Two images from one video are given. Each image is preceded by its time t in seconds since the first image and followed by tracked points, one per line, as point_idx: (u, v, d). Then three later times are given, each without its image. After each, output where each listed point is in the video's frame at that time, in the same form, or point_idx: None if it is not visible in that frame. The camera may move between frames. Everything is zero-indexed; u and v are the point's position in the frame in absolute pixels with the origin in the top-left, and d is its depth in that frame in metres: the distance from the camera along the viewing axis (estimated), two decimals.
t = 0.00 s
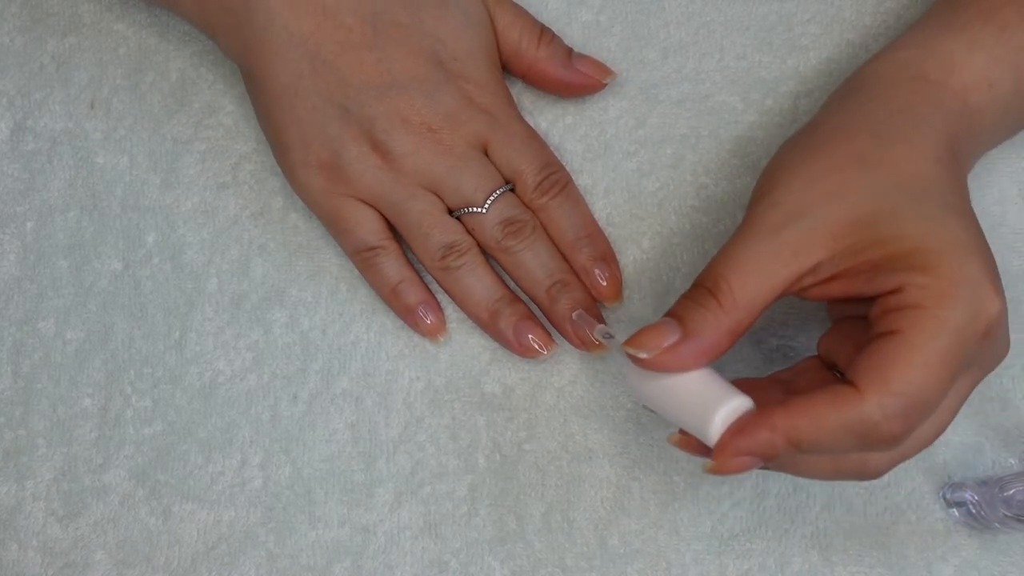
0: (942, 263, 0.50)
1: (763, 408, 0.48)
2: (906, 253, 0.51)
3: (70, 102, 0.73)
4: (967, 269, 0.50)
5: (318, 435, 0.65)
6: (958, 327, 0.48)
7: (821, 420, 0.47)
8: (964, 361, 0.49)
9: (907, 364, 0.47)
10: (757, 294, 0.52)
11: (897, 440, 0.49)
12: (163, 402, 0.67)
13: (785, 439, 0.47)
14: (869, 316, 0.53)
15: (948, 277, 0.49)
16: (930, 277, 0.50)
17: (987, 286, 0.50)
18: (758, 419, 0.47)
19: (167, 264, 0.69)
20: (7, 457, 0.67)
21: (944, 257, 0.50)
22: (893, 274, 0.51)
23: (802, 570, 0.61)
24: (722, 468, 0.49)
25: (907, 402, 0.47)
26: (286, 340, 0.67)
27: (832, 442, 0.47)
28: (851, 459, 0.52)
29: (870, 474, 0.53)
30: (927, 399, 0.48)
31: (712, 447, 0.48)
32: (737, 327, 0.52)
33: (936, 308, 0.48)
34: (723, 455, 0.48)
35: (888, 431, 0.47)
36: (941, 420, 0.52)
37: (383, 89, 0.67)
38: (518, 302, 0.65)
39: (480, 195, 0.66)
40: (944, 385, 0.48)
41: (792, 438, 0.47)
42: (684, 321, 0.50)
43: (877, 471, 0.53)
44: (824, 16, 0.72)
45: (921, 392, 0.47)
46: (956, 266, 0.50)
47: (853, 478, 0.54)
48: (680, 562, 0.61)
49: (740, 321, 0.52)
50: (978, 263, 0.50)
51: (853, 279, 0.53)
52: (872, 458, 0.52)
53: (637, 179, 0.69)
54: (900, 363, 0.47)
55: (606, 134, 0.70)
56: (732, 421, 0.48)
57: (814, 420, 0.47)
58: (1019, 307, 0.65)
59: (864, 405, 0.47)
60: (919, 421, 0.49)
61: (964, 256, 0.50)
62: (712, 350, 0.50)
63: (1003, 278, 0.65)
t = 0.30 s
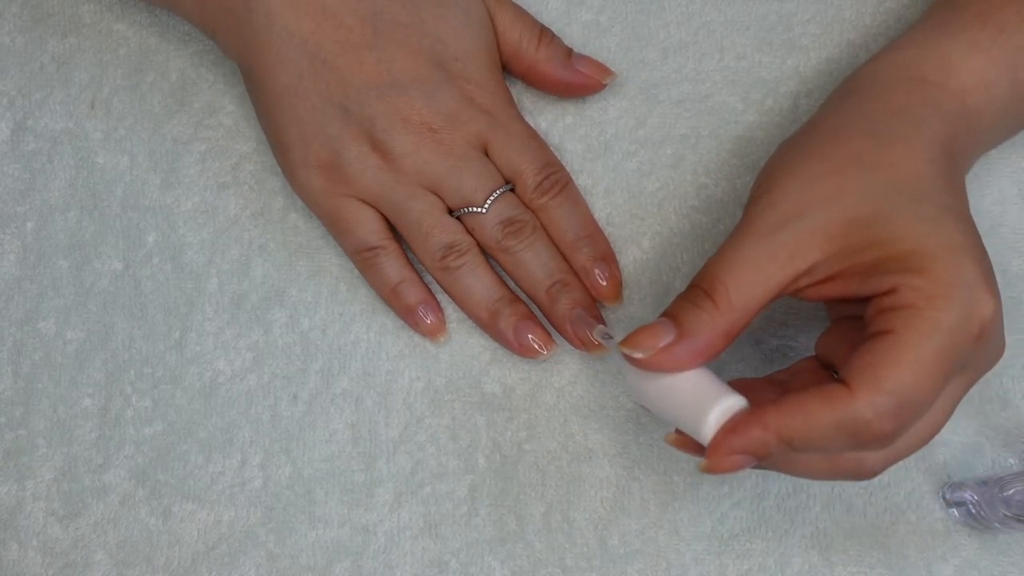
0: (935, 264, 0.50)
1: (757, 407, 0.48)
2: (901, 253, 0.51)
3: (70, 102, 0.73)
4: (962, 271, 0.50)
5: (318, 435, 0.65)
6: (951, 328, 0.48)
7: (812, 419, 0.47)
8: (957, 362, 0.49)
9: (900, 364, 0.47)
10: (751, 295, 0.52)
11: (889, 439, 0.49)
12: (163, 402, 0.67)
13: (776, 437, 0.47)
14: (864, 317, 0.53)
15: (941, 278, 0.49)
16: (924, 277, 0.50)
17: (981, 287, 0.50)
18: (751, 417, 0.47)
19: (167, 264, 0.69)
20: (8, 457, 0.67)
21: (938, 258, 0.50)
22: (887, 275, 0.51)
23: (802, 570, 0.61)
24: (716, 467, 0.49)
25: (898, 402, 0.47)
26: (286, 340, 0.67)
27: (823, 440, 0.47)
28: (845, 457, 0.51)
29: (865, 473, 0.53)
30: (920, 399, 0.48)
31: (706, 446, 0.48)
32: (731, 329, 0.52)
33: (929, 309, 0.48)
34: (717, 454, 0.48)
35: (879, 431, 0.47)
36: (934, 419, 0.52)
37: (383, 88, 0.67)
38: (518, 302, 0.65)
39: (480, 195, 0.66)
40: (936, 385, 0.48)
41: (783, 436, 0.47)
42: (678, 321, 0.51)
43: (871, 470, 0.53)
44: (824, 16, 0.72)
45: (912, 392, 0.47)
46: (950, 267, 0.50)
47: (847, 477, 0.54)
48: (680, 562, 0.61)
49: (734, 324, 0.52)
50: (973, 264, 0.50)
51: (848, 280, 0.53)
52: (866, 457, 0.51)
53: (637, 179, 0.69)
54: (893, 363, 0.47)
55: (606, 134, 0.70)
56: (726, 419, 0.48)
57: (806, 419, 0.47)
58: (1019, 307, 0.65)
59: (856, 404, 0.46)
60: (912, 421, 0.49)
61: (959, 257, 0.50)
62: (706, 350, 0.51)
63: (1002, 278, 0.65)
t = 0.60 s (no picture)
0: (945, 271, 0.50)
1: (770, 419, 0.48)
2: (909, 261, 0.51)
3: (70, 102, 0.73)
4: (971, 278, 0.50)
5: (318, 435, 0.65)
6: (963, 336, 0.48)
7: (827, 430, 0.47)
8: (970, 369, 0.49)
9: (913, 373, 0.47)
10: (761, 306, 0.52)
11: (905, 449, 0.49)
12: (163, 402, 0.67)
13: (791, 449, 0.47)
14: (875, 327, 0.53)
15: (951, 285, 0.49)
16: (933, 285, 0.50)
17: (991, 293, 0.50)
18: (765, 430, 0.47)
19: (167, 264, 0.69)
20: (8, 457, 0.67)
21: (947, 265, 0.50)
22: (897, 284, 0.51)
23: (802, 570, 0.61)
24: (732, 479, 0.48)
25: (912, 411, 0.47)
26: (286, 340, 0.67)
27: (839, 451, 0.47)
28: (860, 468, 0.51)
29: (880, 483, 0.53)
30: (934, 408, 0.48)
31: (722, 459, 0.48)
32: (743, 341, 0.52)
33: (940, 317, 0.48)
34: (733, 467, 0.47)
35: (894, 441, 0.47)
36: (949, 427, 0.52)
37: (383, 89, 0.67)
38: (518, 302, 0.65)
39: (480, 194, 0.66)
40: (949, 394, 0.48)
41: (799, 448, 0.47)
42: (690, 334, 0.50)
43: (886, 480, 0.53)
44: (824, 16, 0.72)
45: (925, 401, 0.47)
46: (960, 274, 0.50)
47: (863, 487, 0.53)
48: (680, 562, 0.61)
49: (746, 335, 0.52)
50: (983, 271, 0.50)
51: (858, 290, 0.54)
52: (882, 467, 0.51)
53: (637, 179, 0.69)
54: (906, 372, 0.47)
55: (606, 134, 0.70)
56: (740, 431, 0.47)
57: (821, 429, 0.47)
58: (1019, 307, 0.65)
59: (869, 414, 0.47)
60: (927, 429, 0.49)
61: (967, 264, 0.51)
62: (719, 363, 0.50)
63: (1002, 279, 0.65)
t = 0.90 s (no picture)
0: (985, 294, 0.50)
1: (819, 453, 0.48)
2: (944, 285, 0.51)
3: (70, 102, 0.73)
4: (1010, 299, 0.50)
5: (318, 435, 0.65)
6: (1008, 361, 0.49)
7: (881, 464, 0.47)
8: (1017, 391, 0.49)
9: (961, 403, 0.47)
10: (797, 333, 0.52)
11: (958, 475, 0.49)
12: (163, 402, 0.67)
13: (845, 483, 0.48)
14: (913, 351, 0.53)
15: (991, 309, 0.50)
16: (973, 310, 0.50)
17: None
18: (815, 465, 0.48)
19: (167, 264, 0.69)
20: (8, 457, 0.67)
21: (984, 287, 0.51)
22: (936, 309, 0.51)
23: (802, 570, 0.61)
24: (782, 513, 0.49)
25: (963, 440, 0.48)
26: (286, 340, 0.67)
27: (894, 483, 0.48)
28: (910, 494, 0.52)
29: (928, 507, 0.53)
30: (987, 434, 0.48)
31: (771, 494, 0.48)
32: (781, 369, 0.52)
33: (984, 343, 0.49)
34: (784, 502, 0.48)
35: (947, 469, 0.48)
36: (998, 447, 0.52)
37: (378, 94, 0.67)
38: (515, 304, 0.65)
39: (476, 197, 0.66)
40: (999, 419, 0.49)
41: (853, 482, 0.48)
42: (728, 369, 0.50)
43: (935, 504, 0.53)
44: (824, 16, 0.72)
45: (976, 429, 0.48)
46: (999, 296, 0.50)
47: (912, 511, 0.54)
48: (680, 562, 0.61)
49: (784, 363, 0.52)
50: (1020, 291, 0.51)
51: (893, 314, 0.54)
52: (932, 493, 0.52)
53: (637, 179, 0.69)
54: (955, 402, 0.47)
55: (606, 134, 0.70)
56: (789, 465, 0.48)
57: (874, 462, 0.47)
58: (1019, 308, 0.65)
59: (924, 446, 0.47)
60: (981, 454, 0.49)
61: (1004, 285, 0.51)
62: (759, 396, 0.50)
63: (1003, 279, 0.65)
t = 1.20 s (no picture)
0: (945, 271, 0.50)
1: (771, 415, 0.48)
2: (906, 261, 0.51)
3: (70, 102, 0.73)
4: (970, 279, 0.50)
5: (318, 435, 0.65)
6: (960, 338, 0.48)
7: (825, 431, 0.47)
8: (968, 371, 0.49)
9: (913, 376, 0.47)
10: (761, 297, 0.52)
11: (899, 449, 0.49)
12: (163, 402, 0.67)
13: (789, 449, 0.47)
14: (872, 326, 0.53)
15: (951, 287, 0.50)
16: (932, 286, 0.50)
17: (987, 295, 0.50)
18: (766, 426, 0.47)
19: (167, 264, 0.69)
20: (8, 457, 0.67)
21: (945, 266, 0.50)
22: (895, 283, 0.51)
23: (802, 570, 0.61)
24: (726, 473, 0.48)
25: (909, 412, 0.47)
26: (286, 340, 0.67)
27: (835, 452, 0.48)
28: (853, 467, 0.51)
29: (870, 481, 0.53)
30: (929, 410, 0.48)
31: (718, 451, 0.48)
32: (742, 331, 0.52)
33: (939, 319, 0.49)
34: (728, 460, 0.47)
35: (891, 442, 0.48)
36: (944, 427, 0.52)
37: (367, 103, 0.67)
38: (513, 306, 0.65)
39: (472, 202, 0.66)
40: (946, 396, 0.48)
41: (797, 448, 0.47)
42: (689, 324, 0.50)
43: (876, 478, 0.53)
44: (824, 16, 0.72)
45: (923, 403, 0.47)
46: (959, 275, 0.50)
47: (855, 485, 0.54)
48: (680, 562, 0.61)
49: (745, 326, 0.52)
50: (981, 272, 0.51)
51: (857, 286, 0.54)
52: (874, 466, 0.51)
53: (637, 179, 0.69)
54: (904, 373, 0.47)
55: (606, 134, 0.70)
56: (740, 424, 0.47)
57: (821, 428, 0.47)
58: (1018, 307, 0.65)
59: (870, 415, 0.47)
60: (924, 430, 0.49)
61: (966, 264, 0.51)
62: (717, 352, 0.50)
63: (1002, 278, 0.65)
